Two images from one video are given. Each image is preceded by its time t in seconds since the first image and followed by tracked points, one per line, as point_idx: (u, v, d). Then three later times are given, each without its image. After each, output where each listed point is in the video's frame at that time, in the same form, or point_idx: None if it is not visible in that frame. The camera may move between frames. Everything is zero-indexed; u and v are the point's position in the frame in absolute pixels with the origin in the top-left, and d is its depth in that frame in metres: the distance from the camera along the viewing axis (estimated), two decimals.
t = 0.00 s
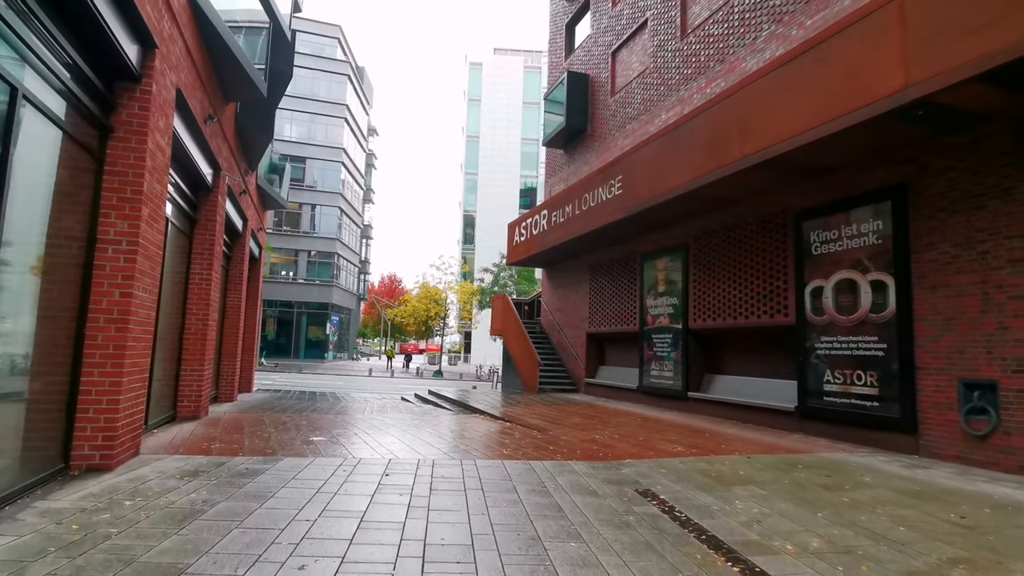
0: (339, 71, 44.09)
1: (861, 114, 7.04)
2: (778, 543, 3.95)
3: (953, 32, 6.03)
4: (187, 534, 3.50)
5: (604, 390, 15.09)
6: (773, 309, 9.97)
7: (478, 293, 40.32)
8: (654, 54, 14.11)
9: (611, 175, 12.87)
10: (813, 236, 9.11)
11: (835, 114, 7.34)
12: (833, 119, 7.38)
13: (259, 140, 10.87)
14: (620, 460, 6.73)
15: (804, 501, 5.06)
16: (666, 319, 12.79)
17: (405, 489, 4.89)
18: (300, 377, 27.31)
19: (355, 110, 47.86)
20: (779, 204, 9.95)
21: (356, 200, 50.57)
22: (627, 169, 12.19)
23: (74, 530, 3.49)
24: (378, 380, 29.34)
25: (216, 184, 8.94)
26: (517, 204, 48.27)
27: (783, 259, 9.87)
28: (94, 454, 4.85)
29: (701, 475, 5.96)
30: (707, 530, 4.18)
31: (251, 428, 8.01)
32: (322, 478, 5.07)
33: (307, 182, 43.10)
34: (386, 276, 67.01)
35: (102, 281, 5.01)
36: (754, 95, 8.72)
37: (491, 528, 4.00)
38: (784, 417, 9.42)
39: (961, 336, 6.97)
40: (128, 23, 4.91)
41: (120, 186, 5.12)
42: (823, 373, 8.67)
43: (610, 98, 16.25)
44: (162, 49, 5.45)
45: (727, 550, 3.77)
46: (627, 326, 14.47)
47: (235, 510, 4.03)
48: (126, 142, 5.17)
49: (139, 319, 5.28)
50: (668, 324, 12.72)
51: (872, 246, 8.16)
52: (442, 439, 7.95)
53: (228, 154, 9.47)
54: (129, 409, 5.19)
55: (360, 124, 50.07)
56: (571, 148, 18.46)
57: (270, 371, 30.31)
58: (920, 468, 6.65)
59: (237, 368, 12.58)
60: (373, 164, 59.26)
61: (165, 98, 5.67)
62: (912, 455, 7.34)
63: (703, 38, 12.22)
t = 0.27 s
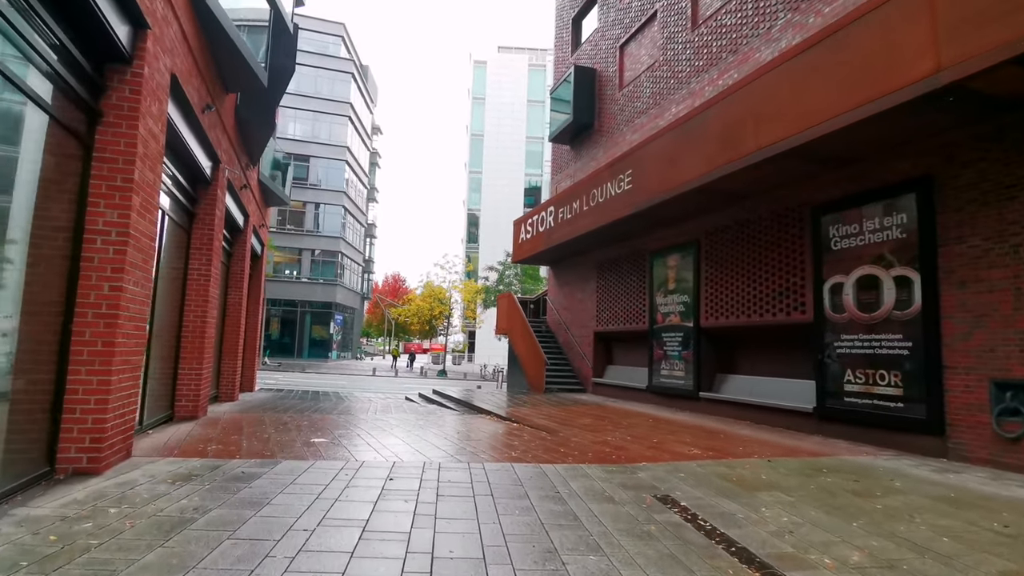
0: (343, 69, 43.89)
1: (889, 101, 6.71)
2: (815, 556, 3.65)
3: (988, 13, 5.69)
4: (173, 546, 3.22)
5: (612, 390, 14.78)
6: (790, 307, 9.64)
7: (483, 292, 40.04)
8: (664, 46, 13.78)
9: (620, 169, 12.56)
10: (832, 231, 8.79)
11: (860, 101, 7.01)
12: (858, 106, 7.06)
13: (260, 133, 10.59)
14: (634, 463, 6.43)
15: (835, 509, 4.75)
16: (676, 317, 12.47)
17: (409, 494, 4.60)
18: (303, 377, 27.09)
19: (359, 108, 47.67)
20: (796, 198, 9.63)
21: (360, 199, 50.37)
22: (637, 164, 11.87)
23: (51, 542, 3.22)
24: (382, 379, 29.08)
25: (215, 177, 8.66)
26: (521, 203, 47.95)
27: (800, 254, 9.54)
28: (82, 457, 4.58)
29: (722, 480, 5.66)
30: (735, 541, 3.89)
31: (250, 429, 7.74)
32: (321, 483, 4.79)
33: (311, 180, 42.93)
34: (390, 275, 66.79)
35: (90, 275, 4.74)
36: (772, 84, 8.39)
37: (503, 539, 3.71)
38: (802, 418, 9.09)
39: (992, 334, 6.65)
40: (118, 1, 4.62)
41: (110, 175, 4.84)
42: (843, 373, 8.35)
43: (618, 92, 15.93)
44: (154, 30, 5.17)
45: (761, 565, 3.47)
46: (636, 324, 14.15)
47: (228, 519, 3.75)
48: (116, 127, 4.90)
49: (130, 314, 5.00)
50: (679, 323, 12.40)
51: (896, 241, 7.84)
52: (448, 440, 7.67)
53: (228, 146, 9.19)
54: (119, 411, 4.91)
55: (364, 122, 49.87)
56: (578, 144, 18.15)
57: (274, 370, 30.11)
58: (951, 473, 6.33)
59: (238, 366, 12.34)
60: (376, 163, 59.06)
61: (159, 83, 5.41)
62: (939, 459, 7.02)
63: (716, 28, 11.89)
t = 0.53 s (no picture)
0: (347, 67, 43.66)
1: (916, 90, 6.38)
2: None
3: None
4: (156, 568, 2.93)
5: (620, 391, 14.47)
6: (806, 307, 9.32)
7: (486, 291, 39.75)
8: (674, 40, 13.46)
9: (629, 165, 12.24)
10: (852, 228, 8.46)
11: (884, 91, 6.68)
12: (881, 97, 6.73)
13: (260, 127, 10.31)
14: (649, 469, 6.13)
15: (868, 522, 4.46)
16: (687, 317, 12.15)
17: (414, 506, 4.31)
18: (306, 377, 26.84)
19: (362, 107, 47.44)
20: (813, 194, 9.32)
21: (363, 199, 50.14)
22: (647, 159, 11.55)
23: (23, 561, 2.94)
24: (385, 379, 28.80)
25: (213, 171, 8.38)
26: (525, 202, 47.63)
27: (817, 252, 9.22)
28: (66, 464, 4.31)
29: (744, 488, 5.36)
30: (767, 560, 3.59)
31: (247, 432, 7.45)
32: (321, 493, 4.50)
33: (314, 179, 42.72)
34: (393, 275, 66.48)
35: (74, 271, 4.46)
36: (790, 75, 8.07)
37: (517, 558, 3.41)
38: (819, 422, 8.78)
39: None
40: None
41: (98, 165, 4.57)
42: (864, 375, 8.02)
43: (626, 87, 15.61)
44: (145, 12, 4.88)
45: None
46: (645, 324, 13.85)
47: (217, 534, 3.46)
48: (104, 115, 4.62)
49: (118, 313, 4.72)
50: (689, 323, 12.09)
51: (920, 238, 7.52)
52: (453, 445, 7.38)
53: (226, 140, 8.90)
54: (106, 415, 4.63)
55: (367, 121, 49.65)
56: (584, 141, 17.84)
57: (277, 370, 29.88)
58: (983, 481, 6.02)
59: (238, 367, 12.06)
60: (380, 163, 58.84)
61: (150, 69, 5.13)
62: (968, 466, 6.71)
63: (728, 20, 11.57)
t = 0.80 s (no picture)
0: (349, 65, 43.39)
1: (942, 76, 6.06)
2: None
3: None
4: None
5: (627, 391, 14.15)
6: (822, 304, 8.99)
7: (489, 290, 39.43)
8: (682, 31, 13.15)
9: (637, 160, 11.93)
10: (872, 222, 8.14)
11: (907, 77, 6.36)
12: (904, 84, 6.40)
13: (258, 119, 10.01)
14: (663, 474, 5.83)
15: (901, 532, 4.16)
16: (696, 315, 11.83)
17: (415, 514, 4.01)
18: (307, 377, 26.55)
19: (364, 105, 47.18)
20: (829, 188, 9.01)
21: (366, 197, 49.88)
22: (655, 153, 11.24)
23: None
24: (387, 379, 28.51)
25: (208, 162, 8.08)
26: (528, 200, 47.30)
27: (834, 248, 8.90)
28: (43, 468, 4.02)
29: (764, 495, 5.06)
30: None
31: (243, 433, 7.15)
32: (316, 499, 4.20)
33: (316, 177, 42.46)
34: (396, 275, 66.21)
35: (51, 261, 4.16)
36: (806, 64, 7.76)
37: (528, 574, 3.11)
38: (836, 423, 8.46)
39: None
40: None
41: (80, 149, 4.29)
42: (885, 375, 7.70)
43: (633, 80, 15.30)
44: None
45: None
46: (652, 323, 13.53)
47: (201, 547, 3.18)
48: (85, 95, 4.34)
49: (100, 307, 4.42)
50: (698, 321, 11.77)
51: (944, 232, 7.20)
52: (456, 447, 7.08)
53: (222, 130, 8.60)
54: (87, 416, 4.34)
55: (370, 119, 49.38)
56: (590, 137, 17.53)
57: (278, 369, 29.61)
58: (1015, 486, 5.71)
59: (236, 365, 11.76)
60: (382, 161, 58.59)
61: (138, 48, 4.85)
62: (996, 470, 6.40)
63: (739, 10, 11.24)
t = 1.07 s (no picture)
0: (350, 63, 43.10)
1: (973, 64, 5.73)
2: None
3: None
4: None
5: (632, 393, 13.82)
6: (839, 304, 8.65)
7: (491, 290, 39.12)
8: (691, 24, 12.81)
9: (645, 155, 11.60)
10: (893, 218, 7.81)
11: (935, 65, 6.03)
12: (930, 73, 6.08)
13: (254, 112, 9.67)
14: (679, 484, 5.51)
15: (943, 551, 3.83)
16: (705, 316, 11.51)
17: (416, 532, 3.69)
18: (307, 377, 26.27)
19: (365, 103, 46.88)
20: (846, 184, 8.68)
21: (367, 196, 49.59)
22: (664, 148, 10.91)
23: None
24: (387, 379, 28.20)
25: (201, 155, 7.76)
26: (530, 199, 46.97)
27: (851, 246, 8.57)
28: (14, 481, 3.71)
29: (789, 508, 4.74)
30: None
31: (236, 439, 6.84)
32: (309, 515, 3.89)
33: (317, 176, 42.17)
34: (397, 274, 65.91)
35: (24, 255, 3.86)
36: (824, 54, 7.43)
37: None
38: (854, 428, 8.14)
39: None
40: None
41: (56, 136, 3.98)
42: (907, 378, 7.37)
43: (639, 75, 14.96)
44: None
45: None
46: (659, 324, 13.20)
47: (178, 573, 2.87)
48: (61, 79, 4.03)
49: (77, 307, 4.10)
50: (708, 322, 11.44)
51: (971, 229, 6.87)
52: (460, 453, 6.76)
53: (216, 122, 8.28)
54: (64, 424, 4.03)
55: (371, 118, 49.08)
56: (595, 133, 17.20)
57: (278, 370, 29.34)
58: None
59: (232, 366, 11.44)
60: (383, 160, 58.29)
61: (120, 31, 4.54)
62: None
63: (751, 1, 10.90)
